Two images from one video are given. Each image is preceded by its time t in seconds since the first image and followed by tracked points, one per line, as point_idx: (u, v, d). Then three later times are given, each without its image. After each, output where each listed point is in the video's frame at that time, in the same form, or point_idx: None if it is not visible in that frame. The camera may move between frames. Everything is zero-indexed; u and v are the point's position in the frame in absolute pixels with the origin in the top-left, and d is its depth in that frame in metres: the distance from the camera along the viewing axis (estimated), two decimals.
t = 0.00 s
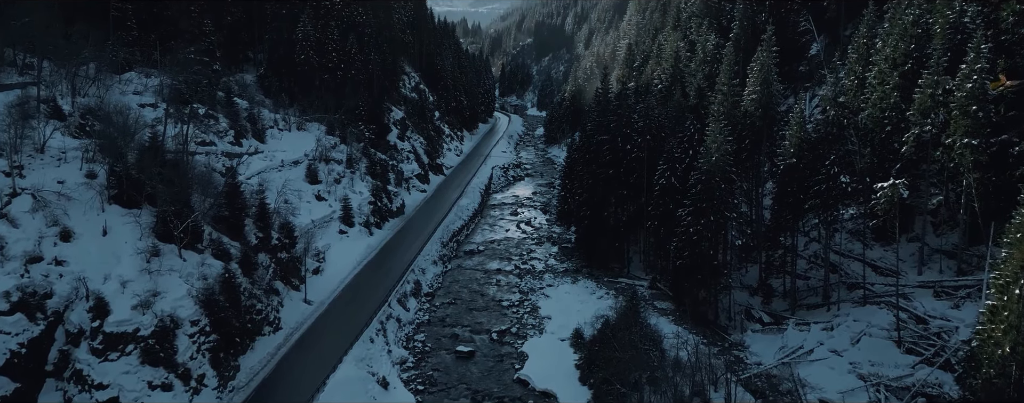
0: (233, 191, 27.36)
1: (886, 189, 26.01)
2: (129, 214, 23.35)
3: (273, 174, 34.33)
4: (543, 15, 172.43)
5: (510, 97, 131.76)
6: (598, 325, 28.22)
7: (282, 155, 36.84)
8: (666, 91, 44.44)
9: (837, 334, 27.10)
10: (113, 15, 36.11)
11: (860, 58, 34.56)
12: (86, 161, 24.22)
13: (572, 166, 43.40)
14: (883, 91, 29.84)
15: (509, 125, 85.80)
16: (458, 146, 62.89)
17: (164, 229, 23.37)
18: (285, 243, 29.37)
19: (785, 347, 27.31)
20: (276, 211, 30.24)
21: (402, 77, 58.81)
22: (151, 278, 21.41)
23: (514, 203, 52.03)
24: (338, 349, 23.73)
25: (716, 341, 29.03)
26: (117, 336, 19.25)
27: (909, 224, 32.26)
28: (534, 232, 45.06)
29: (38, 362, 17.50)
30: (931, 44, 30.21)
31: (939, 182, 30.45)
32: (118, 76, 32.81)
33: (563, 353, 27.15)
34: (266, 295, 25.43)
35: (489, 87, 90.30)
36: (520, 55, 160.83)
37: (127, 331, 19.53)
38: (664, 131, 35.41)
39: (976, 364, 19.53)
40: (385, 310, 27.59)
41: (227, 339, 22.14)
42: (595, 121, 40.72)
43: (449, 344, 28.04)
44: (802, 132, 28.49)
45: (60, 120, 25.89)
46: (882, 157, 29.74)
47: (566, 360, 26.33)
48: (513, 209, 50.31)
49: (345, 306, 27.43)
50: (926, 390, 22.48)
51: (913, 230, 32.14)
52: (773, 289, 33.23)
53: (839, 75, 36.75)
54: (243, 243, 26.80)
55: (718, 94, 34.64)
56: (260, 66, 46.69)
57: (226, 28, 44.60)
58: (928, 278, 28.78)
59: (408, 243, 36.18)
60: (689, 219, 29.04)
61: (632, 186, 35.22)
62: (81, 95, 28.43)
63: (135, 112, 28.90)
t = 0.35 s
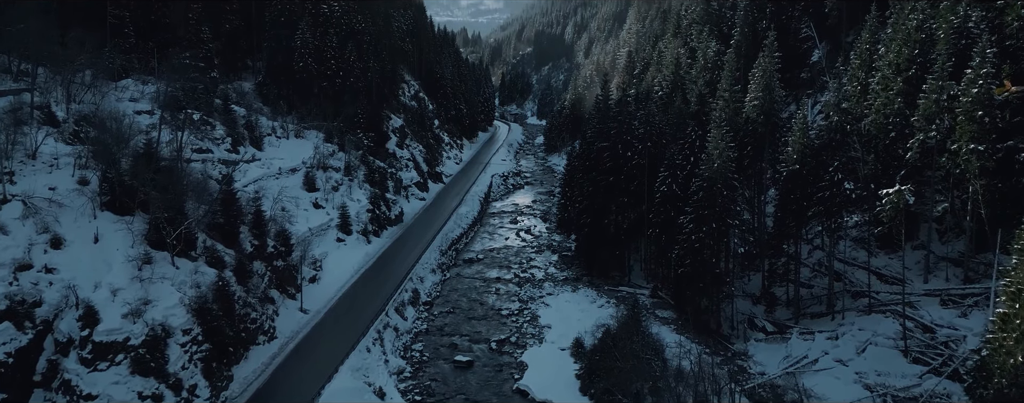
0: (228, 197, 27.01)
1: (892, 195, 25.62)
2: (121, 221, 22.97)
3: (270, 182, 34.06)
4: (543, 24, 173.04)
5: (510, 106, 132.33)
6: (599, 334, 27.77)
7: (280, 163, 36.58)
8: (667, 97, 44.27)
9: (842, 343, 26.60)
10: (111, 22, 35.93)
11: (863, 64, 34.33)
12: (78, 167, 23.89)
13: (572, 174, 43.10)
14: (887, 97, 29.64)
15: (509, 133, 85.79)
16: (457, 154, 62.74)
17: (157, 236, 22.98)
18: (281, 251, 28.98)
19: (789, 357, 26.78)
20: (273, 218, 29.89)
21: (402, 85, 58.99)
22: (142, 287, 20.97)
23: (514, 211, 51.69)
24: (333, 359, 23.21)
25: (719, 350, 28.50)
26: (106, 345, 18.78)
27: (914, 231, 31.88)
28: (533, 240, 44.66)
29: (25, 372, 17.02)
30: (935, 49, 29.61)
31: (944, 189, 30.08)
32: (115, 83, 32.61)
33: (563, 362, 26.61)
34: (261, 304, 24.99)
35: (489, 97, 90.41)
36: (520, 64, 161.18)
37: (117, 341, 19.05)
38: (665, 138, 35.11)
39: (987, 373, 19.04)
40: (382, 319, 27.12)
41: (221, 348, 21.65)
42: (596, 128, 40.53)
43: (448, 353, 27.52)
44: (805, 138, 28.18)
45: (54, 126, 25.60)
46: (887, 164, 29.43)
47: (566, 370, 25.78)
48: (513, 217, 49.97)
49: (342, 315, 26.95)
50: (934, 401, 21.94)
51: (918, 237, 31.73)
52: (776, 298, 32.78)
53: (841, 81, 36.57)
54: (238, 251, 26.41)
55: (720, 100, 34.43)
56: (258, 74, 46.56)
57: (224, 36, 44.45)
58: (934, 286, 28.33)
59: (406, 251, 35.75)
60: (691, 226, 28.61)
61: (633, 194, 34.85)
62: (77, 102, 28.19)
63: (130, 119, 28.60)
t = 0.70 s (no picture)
0: (224, 203, 26.72)
1: (897, 200, 25.29)
2: (115, 227, 22.65)
3: (268, 189, 33.84)
4: (543, 32, 173.53)
5: (510, 114, 132.86)
6: (600, 342, 27.37)
7: (277, 169, 36.36)
8: (667, 103, 44.13)
9: (846, 351, 26.17)
10: (108, 28, 35.73)
11: (865, 70, 34.18)
12: (72, 173, 23.64)
13: (572, 180, 42.81)
14: (891, 102, 29.51)
15: (509, 141, 85.77)
16: (457, 162, 62.57)
17: (150, 243, 22.65)
18: (278, 258, 28.62)
19: (793, 365, 26.33)
20: (269, 225, 29.57)
21: (401, 92, 59.00)
22: (134, 294, 20.59)
23: (513, 218, 51.37)
24: (329, 367, 22.74)
25: (722, 358, 28.06)
26: (97, 353, 18.38)
27: (918, 237, 31.51)
28: (533, 247, 44.30)
29: (14, 380, 16.53)
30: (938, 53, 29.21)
31: (948, 195, 29.73)
32: (112, 89, 32.48)
33: (564, 370, 26.14)
34: (256, 311, 24.60)
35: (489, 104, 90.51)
36: (520, 72, 161.46)
37: (107, 349, 18.66)
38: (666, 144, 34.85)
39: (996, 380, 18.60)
40: (379, 326, 26.69)
41: (214, 357, 21.22)
42: (596, 135, 40.33)
43: (446, 362, 27.05)
44: (808, 143, 27.91)
45: (49, 132, 25.39)
46: (890, 169, 29.33)
47: (566, 378, 25.31)
48: (513, 224, 49.65)
49: (339, 322, 26.54)
50: None
51: (922, 243, 31.36)
52: (779, 305, 32.38)
53: (842, 86, 36.38)
54: (234, 258, 26.05)
55: (721, 105, 34.21)
56: (257, 81, 46.49)
57: (222, 43, 44.37)
58: (939, 293, 27.94)
59: (404, 259, 35.36)
60: (692, 233, 28.23)
61: (634, 200, 34.51)
62: (73, 108, 28.02)
63: (126, 124, 28.38)
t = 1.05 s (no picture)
0: (220, 208, 26.41)
1: (902, 205, 24.96)
2: (107, 233, 22.34)
3: (265, 195, 33.58)
4: (542, 39, 174.29)
5: (510, 122, 133.50)
6: (601, 350, 26.95)
7: (275, 175, 36.12)
8: (668, 109, 44.00)
9: (851, 359, 25.75)
10: (106, 34, 35.46)
11: (868, 75, 34.03)
12: (65, 178, 23.36)
13: (572, 186, 42.53)
14: (894, 106, 29.31)
15: (509, 148, 85.73)
16: (456, 168, 62.38)
17: (143, 248, 22.33)
18: (274, 264, 28.27)
19: (796, 373, 25.89)
20: (265, 231, 29.25)
21: (400, 99, 58.93)
22: (126, 300, 20.25)
23: (513, 225, 51.06)
24: (325, 375, 22.29)
25: (725, 366, 27.60)
26: (87, 361, 18.00)
27: (922, 243, 31.14)
28: (533, 254, 43.95)
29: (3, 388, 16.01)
30: (942, 57, 28.92)
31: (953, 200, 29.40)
32: (109, 94, 32.30)
33: (563, 378, 25.68)
34: (251, 318, 24.22)
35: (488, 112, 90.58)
36: (520, 79, 161.80)
37: (99, 356, 18.29)
38: (667, 150, 34.55)
39: (1007, 387, 18.19)
40: (377, 334, 26.28)
41: (208, 364, 20.81)
42: (597, 140, 40.12)
43: (444, 370, 26.59)
44: (811, 148, 27.64)
45: (43, 137, 25.16)
46: (893, 175, 29.35)
47: (566, 387, 24.86)
48: (512, 231, 49.34)
49: (335, 330, 26.14)
50: None
51: (927, 249, 30.99)
52: (782, 312, 31.99)
53: (844, 91, 36.25)
54: (229, 264, 25.70)
55: (723, 110, 34.00)
56: (255, 87, 46.38)
57: (220, 49, 44.24)
58: (945, 300, 27.54)
59: (402, 265, 34.98)
60: (693, 239, 27.86)
61: (634, 206, 34.19)
62: (69, 113, 27.82)
63: (121, 129, 28.15)
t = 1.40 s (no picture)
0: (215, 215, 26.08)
1: (907, 211, 24.63)
2: (99, 239, 22.00)
3: (262, 202, 33.29)
4: (542, 48, 175.20)
5: (510, 130, 134.08)
6: (601, 359, 26.51)
7: (272, 182, 35.84)
8: (668, 115, 43.86)
9: (856, 368, 25.27)
10: (103, 40, 35.38)
11: (870, 80, 33.79)
12: (57, 184, 23.08)
13: (572, 193, 42.22)
14: (898, 112, 29.03)
15: (509, 156, 85.71)
16: (456, 176, 62.16)
17: (135, 255, 21.97)
18: (270, 272, 27.88)
19: (801, 382, 25.40)
20: (261, 238, 28.89)
21: (400, 107, 58.81)
22: (117, 307, 19.86)
23: (512, 233, 50.70)
24: (320, 384, 21.78)
25: (728, 376, 27.10)
26: (75, 370, 17.56)
27: (928, 250, 30.73)
28: (532, 262, 43.53)
29: None
30: (946, 62, 28.80)
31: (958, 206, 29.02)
32: (105, 101, 32.14)
33: (563, 388, 25.17)
34: (246, 326, 23.78)
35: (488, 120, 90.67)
36: (520, 88, 162.44)
37: (87, 365, 17.86)
38: (667, 156, 34.25)
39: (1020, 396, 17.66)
40: (374, 343, 25.79)
41: (200, 374, 20.34)
42: (597, 147, 39.90)
43: (442, 379, 26.06)
44: (813, 154, 27.36)
45: (36, 143, 24.92)
46: (897, 181, 28.96)
47: (566, 397, 24.34)
48: (512, 239, 48.97)
49: (332, 338, 25.67)
50: None
51: (932, 257, 30.56)
52: (785, 320, 31.53)
53: (846, 97, 36.07)
54: (223, 272, 25.30)
55: (724, 116, 33.78)
56: (253, 95, 46.28)
57: (219, 56, 44.20)
58: (952, 308, 27.09)
59: (401, 273, 34.55)
60: (695, 246, 27.47)
61: (635, 213, 33.85)
62: (64, 119, 27.62)
63: (116, 135, 27.90)
